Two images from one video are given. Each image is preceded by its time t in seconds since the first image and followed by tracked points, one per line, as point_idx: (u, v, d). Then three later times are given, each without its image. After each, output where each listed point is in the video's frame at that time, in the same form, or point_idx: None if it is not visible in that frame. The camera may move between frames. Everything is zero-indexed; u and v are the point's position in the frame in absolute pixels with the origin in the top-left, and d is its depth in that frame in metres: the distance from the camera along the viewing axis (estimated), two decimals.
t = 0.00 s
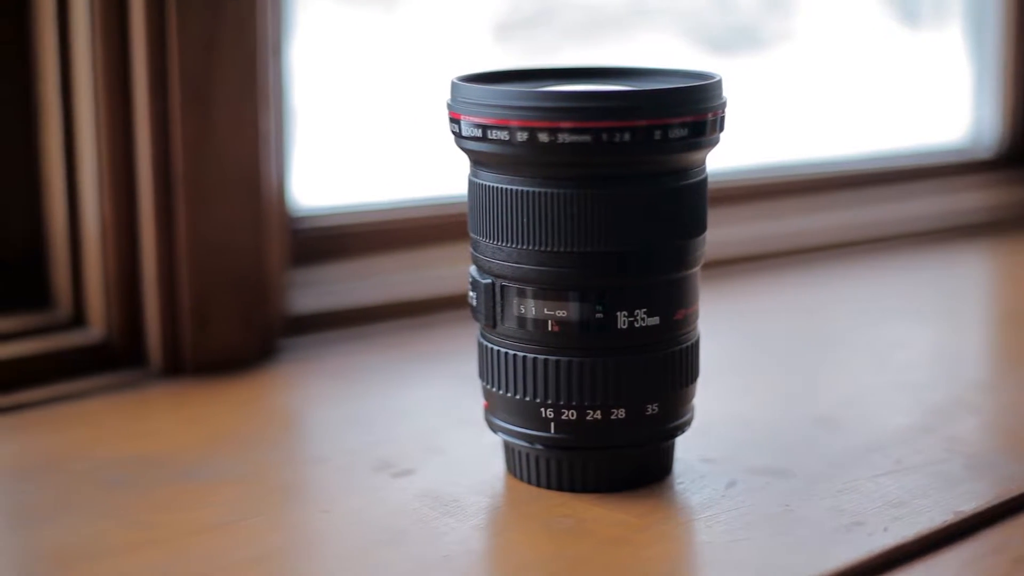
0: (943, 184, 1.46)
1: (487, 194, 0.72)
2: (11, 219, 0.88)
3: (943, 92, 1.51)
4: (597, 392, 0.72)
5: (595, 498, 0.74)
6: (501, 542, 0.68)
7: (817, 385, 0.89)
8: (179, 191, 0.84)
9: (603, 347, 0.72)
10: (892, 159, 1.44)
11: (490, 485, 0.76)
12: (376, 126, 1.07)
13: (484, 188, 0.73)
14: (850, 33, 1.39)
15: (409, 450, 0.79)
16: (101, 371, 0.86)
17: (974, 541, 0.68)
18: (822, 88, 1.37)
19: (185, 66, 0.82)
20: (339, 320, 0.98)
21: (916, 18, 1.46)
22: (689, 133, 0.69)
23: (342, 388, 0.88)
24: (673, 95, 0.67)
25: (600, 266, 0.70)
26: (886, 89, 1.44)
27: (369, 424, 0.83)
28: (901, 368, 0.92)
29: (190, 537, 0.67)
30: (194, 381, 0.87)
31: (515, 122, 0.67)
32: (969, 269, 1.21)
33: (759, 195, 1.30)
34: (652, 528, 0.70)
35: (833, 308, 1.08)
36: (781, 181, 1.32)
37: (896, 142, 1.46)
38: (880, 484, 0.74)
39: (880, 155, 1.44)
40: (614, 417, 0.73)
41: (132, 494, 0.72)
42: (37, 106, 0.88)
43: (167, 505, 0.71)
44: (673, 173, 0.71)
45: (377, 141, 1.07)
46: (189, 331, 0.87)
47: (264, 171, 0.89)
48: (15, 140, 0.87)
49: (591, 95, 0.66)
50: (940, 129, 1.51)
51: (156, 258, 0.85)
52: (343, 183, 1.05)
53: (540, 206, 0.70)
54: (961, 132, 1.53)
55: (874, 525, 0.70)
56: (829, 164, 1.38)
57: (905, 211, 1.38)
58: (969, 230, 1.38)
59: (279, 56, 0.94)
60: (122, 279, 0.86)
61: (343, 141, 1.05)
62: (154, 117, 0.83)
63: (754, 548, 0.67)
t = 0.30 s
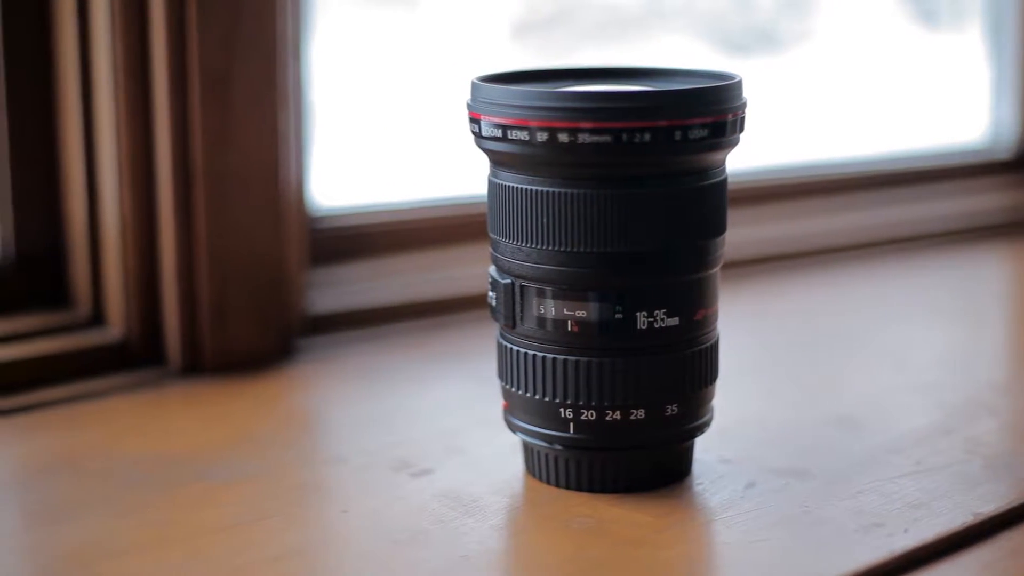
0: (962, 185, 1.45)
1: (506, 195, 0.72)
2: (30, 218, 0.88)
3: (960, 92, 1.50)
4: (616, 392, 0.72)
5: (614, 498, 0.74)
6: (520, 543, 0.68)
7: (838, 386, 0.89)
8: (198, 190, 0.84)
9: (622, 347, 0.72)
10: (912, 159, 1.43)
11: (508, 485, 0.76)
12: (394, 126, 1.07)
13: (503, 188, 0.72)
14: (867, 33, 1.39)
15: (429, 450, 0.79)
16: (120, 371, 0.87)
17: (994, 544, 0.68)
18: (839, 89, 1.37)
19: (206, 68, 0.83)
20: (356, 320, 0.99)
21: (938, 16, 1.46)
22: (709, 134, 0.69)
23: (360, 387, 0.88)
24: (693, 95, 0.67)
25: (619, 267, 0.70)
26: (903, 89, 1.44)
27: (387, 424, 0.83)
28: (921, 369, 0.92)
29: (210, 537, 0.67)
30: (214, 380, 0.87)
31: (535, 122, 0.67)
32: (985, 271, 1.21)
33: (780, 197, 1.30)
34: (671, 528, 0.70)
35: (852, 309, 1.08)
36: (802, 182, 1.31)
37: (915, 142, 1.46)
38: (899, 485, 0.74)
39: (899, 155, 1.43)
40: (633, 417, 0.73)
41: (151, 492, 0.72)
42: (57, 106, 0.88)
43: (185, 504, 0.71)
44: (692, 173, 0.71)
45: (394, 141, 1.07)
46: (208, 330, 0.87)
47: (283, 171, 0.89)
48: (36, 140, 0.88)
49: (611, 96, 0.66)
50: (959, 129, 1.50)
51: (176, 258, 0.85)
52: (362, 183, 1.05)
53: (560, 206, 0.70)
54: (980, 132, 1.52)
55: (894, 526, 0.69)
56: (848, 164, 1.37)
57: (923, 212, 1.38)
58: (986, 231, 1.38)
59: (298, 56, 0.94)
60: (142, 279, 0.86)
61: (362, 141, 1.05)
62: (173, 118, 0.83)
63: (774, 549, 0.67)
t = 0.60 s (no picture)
0: (981, 187, 1.45)
1: (524, 195, 0.72)
2: (50, 218, 0.89)
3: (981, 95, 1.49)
4: (634, 393, 0.72)
5: (632, 499, 0.74)
6: (538, 543, 0.68)
7: (857, 388, 0.89)
8: (216, 191, 0.85)
9: (640, 348, 0.71)
10: (929, 160, 1.43)
11: (526, 485, 0.76)
12: (411, 127, 1.07)
13: (521, 188, 0.72)
14: (889, 34, 1.37)
15: (448, 450, 0.79)
16: (139, 370, 0.87)
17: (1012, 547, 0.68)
18: (861, 90, 1.36)
19: (224, 69, 0.83)
20: (375, 319, 1.00)
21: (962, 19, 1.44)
22: (727, 134, 0.68)
23: (377, 387, 0.88)
24: (710, 95, 0.67)
25: (637, 267, 0.70)
26: (925, 92, 1.43)
27: (406, 424, 0.83)
28: (941, 371, 0.92)
29: (228, 536, 0.68)
30: (232, 381, 0.87)
31: (553, 122, 0.67)
32: (1002, 273, 1.21)
33: (801, 198, 1.29)
34: (688, 529, 0.70)
35: (871, 311, 1.08)
36: (821, 182, 1.31)
37: (935, 143, 1.45)
38: (917, 487, 0.74)
39: (917, 156, 1.42)
40: (651, 418, 0.72)
41: (169, 491, 0.73)
42: (76, 107, 0.88)
43: (203, 503, 0.71)
44: (710, 173, 0.70)
45: (412, 142, 1.07)
46: (225, 330, 0.87)
47: (301, 173, 0.89)
48: (55, 141, 0.88)
49: (629, 96, 0.66)
50: (978, 130, 1.49)
51: (194, 258, 0.85)
52: (379, 183, 1.05)
53: (578, 206, 0.70)
54: (999, 133, 1.52)
55: (911, 527, 0.69)
56: (865, 166, 1.37)
57: (942, 213, 1.37)
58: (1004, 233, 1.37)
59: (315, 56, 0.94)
60: (160, 279, 0.87)
61: (379, 141, 1.05)
62: (192, 119, 0.83)
63: (791, 550, 0.67)
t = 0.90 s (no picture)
0: (998, 188, 1.44)
1: (541, 195, 0.72)
2: (66, 218, 0.89)
3: (998, 96, 1.48)
4: (650, 394, 0.72)
5: (649, 499, 0.74)
6: (554, 543, 0.68)
7: (874, 389, 0.89)
8: (232, 192, 0.85)
9: (657, 348, 0.71)
10: (947, 161, 1.42)
11: (543, 485, 0.76)
12: (427, 126, 1.07)
13: (538, 188, 0.72)
14: (905, 35, 1.37)
15: (466, 450, 0.80)
16: (156, 369, 0.87)
17: None
18: (877, 90, 1.36)
19: (241, 70, 0.84)
20: (392, 319, 1.00)
21: (979, 19, 1.44)
22: (745, 134, 0.68)
23: (394, 387, 0.88)
24: (727, 95, 0.67)
25: (654, 268, 0.70)
26: (942, 93, 1.42)
27: (423, 424, 0.83)
28: (960, 372, 0.92)
29: (243, 535, 0.68)
30: (247, 380, 0.87)
31: (570, 123, 0.67)
32: (1018, 274, 1.20)
33: (816, 198, 1.29)
34: (705, 529, 0.70)
35: (890, 312, 1.07)
36: (837, 183, 1.30)
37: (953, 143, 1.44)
38: (933, 488, 0.74)
39: (934, 156, 1.42)
40: (668, 419, 0.72)
41: (186, 490, 0.73)
42: (94, 109, 0.89)
43: (219, 502, 0.71)
44: (727, 173, 0.70)
45: (428, 142, 1.07)
46: (241, 329, 0.88)
47: (318, 173, 0.90)
48: (72, 141, 0.88)
49: (647, 97, 0.65)
50: (996, 130, 1.49)
51: (211, 258, 0.86)
52: (398, 184, 1.06)
53: (595, 207, 0.69)
54: (1016, 133, 1.51)
55: (928, 528, 0.69)
56: (882, 167, 1.36)
57: (962, 213, 1.37)
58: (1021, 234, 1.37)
59: (331, 56, 0.94)
60: (177, 280, 0.87)
61: (394, 141, 1.05)
62: (209, 119, 0.84)
63: (807, 551, 0.67)
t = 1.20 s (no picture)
0: (1014, 189, 1.44)
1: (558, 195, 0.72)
2: (82, 218, 0.89)
3: (1013, 98, 1.48)
4: (667, 394, 0.71)
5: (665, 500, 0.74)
6: (570, 543, 0.68)
7: (891, 391, 0.89)
8: (249, 191, 0.86)
9: (673, 348, 0.71)
10: (963, 161, 1.41)
11: (559, 485, 0.76)
12: (442, 127, 1.07)
13: (555, 188, 0.72)
14: (921, 36, 1.37)
15: (482, 450, 0.80)
16: (172, 369, 0.88)
17: None
18: (895, 90, 1.35)
19: (258, 70, 0.84)
20: (410, 319, 1.00)
21: (995, 21, 1.44)
22: (762, 135, 0.67)
23: (410, 387, 0.88)
24: (744, 95, 0.66)
25: (670, 268, 0.69)
26: (959, 95, 1.42)
27: (440, 422, 0.83)
28: (977, 374, 0.91)
29: (259, 535, 0.68)
30: (262, 378, 0.88)
31: (587, 122, 0.67)
32: None
33: (832, 199, 1.28)
34: (721, 530, 0.70)
35: (906, 313, 1.07)
36: (854, 184, 1.30)
37: (971, 144, 1.44)
38: (949, 489, 0.74)
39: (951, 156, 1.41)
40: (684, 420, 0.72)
41: (201, 489, 0.73)
42: (110, 109, 0.89)
43: (234, 501, 0.71)
44: (745, 174, 0.69)
45: (444, 142, 1.07)
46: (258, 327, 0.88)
47: (334, 174, 0.90)
48: (89, 140, 0.88)
49: (664, 96, 0.65)
50: (1013, 131, 1.48)
51: (227, 256, 0.86)
52: (415, 184, 1.06)
53: (612, 207, 0.69)
54: None
55: (945, 529, 0.69)
56: (899, 167, 1.36)
57: (980, 214, 1.36)
58: None
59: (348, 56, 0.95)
60: (194, 279, 0.88)
61: (410, 141, 1.05)
62: (227, 119, 0.84)
63: (824, 552, 0.67)
